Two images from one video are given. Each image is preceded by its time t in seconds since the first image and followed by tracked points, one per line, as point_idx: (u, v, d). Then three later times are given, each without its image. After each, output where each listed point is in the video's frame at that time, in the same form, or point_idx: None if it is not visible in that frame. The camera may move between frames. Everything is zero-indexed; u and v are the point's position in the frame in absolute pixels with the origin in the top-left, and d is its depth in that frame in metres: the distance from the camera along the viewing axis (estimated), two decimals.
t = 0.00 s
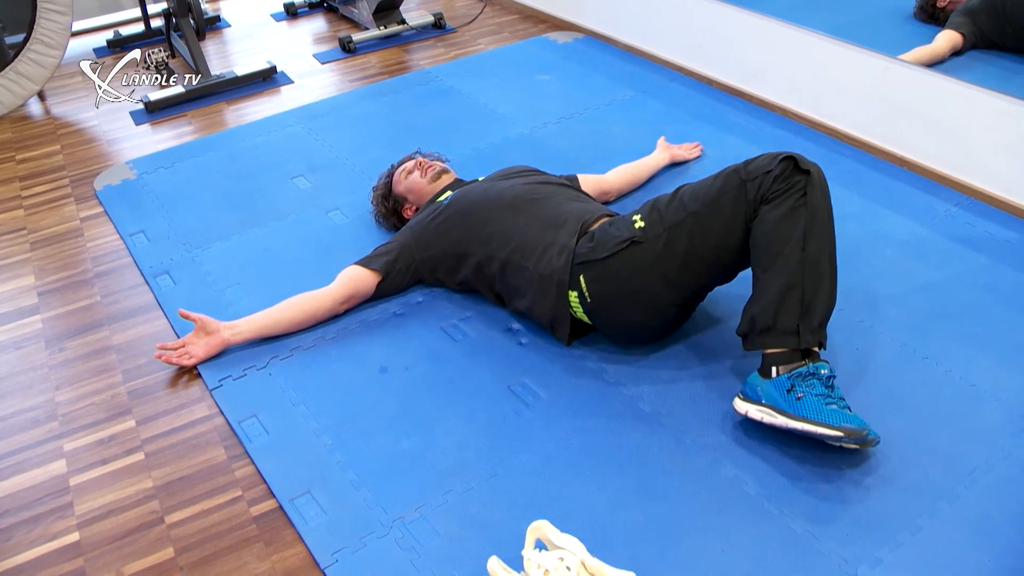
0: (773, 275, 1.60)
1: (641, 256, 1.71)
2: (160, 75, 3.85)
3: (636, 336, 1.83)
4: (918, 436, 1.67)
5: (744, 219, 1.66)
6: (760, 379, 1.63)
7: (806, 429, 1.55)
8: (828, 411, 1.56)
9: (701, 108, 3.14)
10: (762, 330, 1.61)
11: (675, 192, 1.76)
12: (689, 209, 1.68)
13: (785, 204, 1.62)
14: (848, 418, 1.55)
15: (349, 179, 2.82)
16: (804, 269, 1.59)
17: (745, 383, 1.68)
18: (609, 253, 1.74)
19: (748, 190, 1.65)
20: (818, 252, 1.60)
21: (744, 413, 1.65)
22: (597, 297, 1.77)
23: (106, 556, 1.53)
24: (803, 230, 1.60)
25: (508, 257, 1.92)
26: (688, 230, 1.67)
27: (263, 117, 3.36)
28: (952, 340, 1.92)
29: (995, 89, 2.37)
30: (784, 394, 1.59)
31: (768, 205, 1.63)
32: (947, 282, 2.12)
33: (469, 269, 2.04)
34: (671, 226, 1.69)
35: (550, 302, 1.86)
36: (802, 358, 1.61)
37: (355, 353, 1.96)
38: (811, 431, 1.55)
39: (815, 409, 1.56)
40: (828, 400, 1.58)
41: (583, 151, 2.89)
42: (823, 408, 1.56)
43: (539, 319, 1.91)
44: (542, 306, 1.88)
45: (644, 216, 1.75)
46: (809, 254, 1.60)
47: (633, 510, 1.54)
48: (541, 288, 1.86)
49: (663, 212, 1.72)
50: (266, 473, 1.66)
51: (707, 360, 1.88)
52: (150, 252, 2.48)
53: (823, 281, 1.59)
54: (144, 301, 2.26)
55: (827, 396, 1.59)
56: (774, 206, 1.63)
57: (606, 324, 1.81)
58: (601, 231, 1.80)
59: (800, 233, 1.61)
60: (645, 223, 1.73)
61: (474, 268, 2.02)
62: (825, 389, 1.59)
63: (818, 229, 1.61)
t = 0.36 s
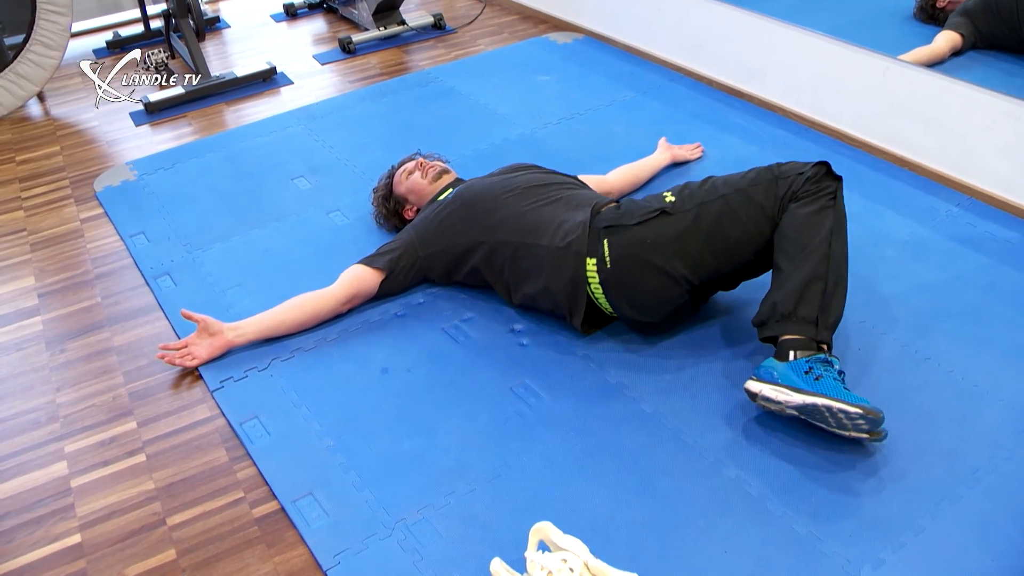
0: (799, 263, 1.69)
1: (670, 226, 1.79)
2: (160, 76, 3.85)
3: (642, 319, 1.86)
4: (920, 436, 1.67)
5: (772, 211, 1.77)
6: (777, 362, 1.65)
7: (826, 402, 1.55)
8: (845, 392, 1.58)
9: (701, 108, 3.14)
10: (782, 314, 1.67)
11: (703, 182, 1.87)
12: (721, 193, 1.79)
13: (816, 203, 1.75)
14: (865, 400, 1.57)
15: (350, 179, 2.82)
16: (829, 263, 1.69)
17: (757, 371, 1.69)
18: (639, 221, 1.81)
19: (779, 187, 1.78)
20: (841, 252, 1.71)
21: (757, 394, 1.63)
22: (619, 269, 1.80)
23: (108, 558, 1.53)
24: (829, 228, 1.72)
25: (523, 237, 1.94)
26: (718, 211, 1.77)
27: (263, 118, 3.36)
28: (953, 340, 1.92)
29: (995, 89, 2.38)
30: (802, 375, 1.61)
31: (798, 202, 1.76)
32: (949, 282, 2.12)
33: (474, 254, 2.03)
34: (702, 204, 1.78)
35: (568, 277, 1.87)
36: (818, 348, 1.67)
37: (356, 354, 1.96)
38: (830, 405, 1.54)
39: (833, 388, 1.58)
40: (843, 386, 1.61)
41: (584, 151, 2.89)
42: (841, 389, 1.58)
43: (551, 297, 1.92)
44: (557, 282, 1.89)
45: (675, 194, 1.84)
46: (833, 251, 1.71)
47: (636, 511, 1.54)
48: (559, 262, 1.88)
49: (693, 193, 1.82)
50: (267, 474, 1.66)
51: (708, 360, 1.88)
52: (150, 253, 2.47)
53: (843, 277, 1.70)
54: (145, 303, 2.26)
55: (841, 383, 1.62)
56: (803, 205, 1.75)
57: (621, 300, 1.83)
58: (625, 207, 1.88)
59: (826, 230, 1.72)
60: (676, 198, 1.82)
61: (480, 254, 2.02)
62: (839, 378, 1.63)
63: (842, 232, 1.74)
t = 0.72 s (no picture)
0: (814, 260, 1.70)
1: (688, 209, 1.80)
2: (162, 74, 3.84)
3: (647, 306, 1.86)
4: (924, 435, 1.67)
5: (788, 212, 1.79)
6: (789, 352, 1.64)
7: (840, 387, 1.53)
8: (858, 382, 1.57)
9: (704, 107, 3.13)
10: (795, 309, 1.68)
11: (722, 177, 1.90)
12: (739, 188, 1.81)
13: (833, 207, 1.77)
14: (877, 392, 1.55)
15: (352, 178, 2.81)
16: (843, 264, 1.70)
17: (767, 361, 1.66)
18: (657, 203, 1.83)
19: (797, 189, 1.81)
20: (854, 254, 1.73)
21: (767, 380, 1.61)
22: (633, 252, 1.81)
23: (111, 557, 1.53)
24: (844, 231, 1.73)
25: (535, 220, 1.94)
26: (735, 203, 1.79)
27: (265, 116, 3.35)
28: (957, 340, 1.92)
29: (998, 87, 2.37)
30: (814, 364, 1.60)
31: (814, 204, 1.78)
32: (952, 281, 2.11)
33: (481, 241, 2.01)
34: (720, 195, 1.80)
35: (582, 260, 1.86)
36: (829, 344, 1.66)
37: (359, 352, 1.96)
38: (843, 391, 1.52)
39: (846, 377, 1.57)
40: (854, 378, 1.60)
41: (587, 149, 2.88)
42: (853, 379, 1.57)
43: (560, 281, 1.91)
44: (570, 267, 1.88)
45: (693, 183, 1.86)
46: (847, 253, 1.72)
47: (639, 510, 1.54)
48: (572, 245, 1.87)
49: (712, 184, 1.85)
50: (269, 472, 1.66)
51: (712, 359, 1.88)
52: (152, 251, 2.47)
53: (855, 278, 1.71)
54: (147, 301, 2.26)
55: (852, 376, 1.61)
56: (819, 208, 1.77)
57: (633, 281, 1.83)
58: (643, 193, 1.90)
59: (841, 233, 1.73)
60: (695, 185, 1.84)
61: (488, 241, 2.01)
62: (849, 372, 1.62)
63: (855, 237, 1.75)
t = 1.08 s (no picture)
0: (821, 265, 1.70)
1: (696, 211, 1.81)
2: (163, 81, 3.85)
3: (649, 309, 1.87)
4: (926, 441, 1.66)
5: (795, 219, 1.79)
6: (795, 354, 1.65)
7: (848, 386, 1.53)
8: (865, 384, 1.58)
9: (705, 113, 3.13)
10: (801, 313, 1.68)
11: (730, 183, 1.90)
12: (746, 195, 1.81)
13: (840, 214, 1.77)
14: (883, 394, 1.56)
15: (353, 185, 2.82)
16: (849, 271, 1.70)
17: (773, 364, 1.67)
18: (665, 204, 1.83)
19: (804, 197, 1.81)
20: (859, 262, 1.73)
21: (774, 381, 1.60)
22: (641, 254, 1.81)
23: (112, 566, 1.52)
24: (850, 239, 1.73)
25: (540, 221, 1.94)
26: (743, 209, 1.79)
27: (266, 123, 3.36)
28: (959, 346, 1.91)
29: (998, 93, 2.38)
30: (820, 366, 1.61)
31: (822, 211, 1.78)
32: (954, 287, 2.11)
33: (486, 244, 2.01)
34: (728, 200, 1.81)
35: (587, 263, 1.87)
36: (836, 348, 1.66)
37: (361, 359, 1.96)
38: (851, 390, 1.53)
39: (853, 378, 1.58)
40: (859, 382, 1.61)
41: (588, 156, 2.89)
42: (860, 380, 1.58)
43: (564, 284, 1.91)
44: (574, 269, 1.89)
45: (701, 188, 1.87)
46: (853, 262, 1.72)
47: (642, 518, 1.53)
48: (577, 247, 1.88)
49: (719, 189, 1.85)
50: (271, 480, 1.66)
51: (714, 365, 1.88)
52: (154, 259, 2.47)
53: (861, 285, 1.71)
54: (148, 309, 2.26)
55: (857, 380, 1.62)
56: (825, 216, 1.78)
57: (639, 281, 1.83)
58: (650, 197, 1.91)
59: (848, 240, 1.74)
60: (702, 189, 1.85)
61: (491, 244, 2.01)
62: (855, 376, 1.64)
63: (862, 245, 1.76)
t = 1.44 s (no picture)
0: (811, 271, 1.69)
1: (681, 225, 1.78)
2: (162, 80, 3.84)
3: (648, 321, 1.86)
4: (927, 442, 1.66)
5: (782, 219, 1.77)
6: (788, 366, 1.64)
7: (838, 404, 1.54)
8: (858, 396, 1.57)
9: (705, 114, 3.13)
10: (793, 322, 1.67)
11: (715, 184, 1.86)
12: (731, 198, 1.78)
13: (827, 212, 1.75)
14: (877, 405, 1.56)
15: (353, 185, 2.81)
16: (840, 272, 1.69)
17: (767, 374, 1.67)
18: (649, 221, 1.80)
19: (790, 195, 1.78)
20: (851, 261, 1.71)
21: (767, 397, 1.62)
22: (628, 274, 1.79)
23: (112, 566, 1.52)
24: (839, 237, 1.72)
25: (527, 236, 1.94)
26: (729, 214, 1.76)
27: (266, 123, 3.36)
28: (959, 347, 1.91)
29: (997, 93, 2.38)
30: (813, 378, 1.60)
31: (809, 210, 1.76)
32: (953, 287, 2.11)
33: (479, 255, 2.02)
34: (712, 209, 1.77)
35: (574, 282, 1.86)
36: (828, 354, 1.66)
37: (360, 359, 1.96)
38: (842, 408, 1.54)
39: (846, 392, 1.57)
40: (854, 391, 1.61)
41: (588, 156, 2.89)
42: (853, 393, 1.58)
43: (555, 299, 1.92)
44: (563, 287, 1.88)
45: (685, 197, 1.83)
46: (843, 261, 1.71)
47: (642, 519, 1.53)
48: (566, 265, 1.87)
49: (703, 196, 1.82)
50: (271, 481, 1.65)
51: (714, 366, 1.88)
52: (153, 259, 2.47)
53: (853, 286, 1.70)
54: (147, 309, 2.26)
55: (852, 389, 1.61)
56: (813, 213, 1.75)
57: (629, 300, 1.82)
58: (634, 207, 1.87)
59: (837, 239, 1.72)
60: (686, 200, 1.81)
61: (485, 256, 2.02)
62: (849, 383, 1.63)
63: (852, 243, 1.74)
